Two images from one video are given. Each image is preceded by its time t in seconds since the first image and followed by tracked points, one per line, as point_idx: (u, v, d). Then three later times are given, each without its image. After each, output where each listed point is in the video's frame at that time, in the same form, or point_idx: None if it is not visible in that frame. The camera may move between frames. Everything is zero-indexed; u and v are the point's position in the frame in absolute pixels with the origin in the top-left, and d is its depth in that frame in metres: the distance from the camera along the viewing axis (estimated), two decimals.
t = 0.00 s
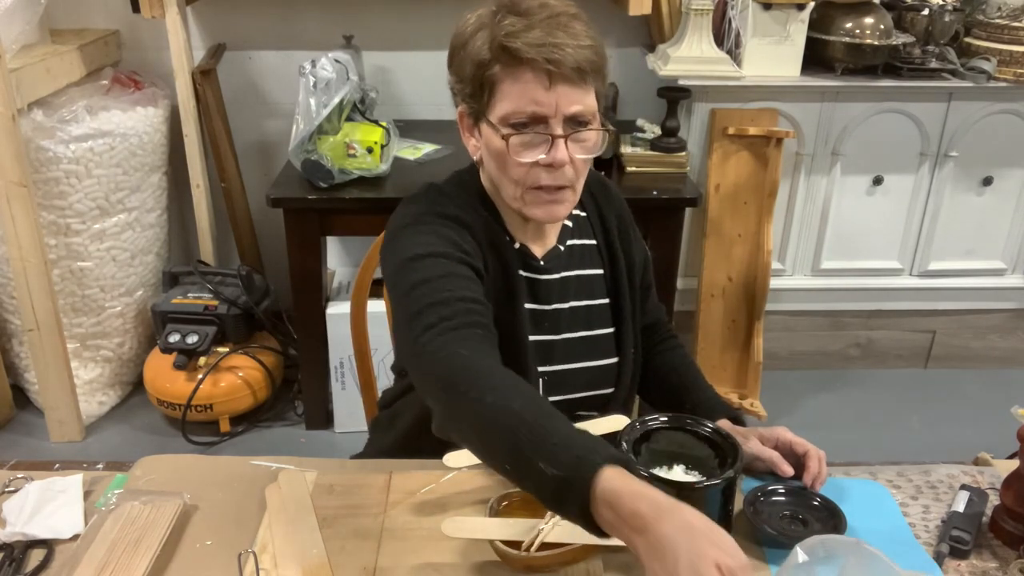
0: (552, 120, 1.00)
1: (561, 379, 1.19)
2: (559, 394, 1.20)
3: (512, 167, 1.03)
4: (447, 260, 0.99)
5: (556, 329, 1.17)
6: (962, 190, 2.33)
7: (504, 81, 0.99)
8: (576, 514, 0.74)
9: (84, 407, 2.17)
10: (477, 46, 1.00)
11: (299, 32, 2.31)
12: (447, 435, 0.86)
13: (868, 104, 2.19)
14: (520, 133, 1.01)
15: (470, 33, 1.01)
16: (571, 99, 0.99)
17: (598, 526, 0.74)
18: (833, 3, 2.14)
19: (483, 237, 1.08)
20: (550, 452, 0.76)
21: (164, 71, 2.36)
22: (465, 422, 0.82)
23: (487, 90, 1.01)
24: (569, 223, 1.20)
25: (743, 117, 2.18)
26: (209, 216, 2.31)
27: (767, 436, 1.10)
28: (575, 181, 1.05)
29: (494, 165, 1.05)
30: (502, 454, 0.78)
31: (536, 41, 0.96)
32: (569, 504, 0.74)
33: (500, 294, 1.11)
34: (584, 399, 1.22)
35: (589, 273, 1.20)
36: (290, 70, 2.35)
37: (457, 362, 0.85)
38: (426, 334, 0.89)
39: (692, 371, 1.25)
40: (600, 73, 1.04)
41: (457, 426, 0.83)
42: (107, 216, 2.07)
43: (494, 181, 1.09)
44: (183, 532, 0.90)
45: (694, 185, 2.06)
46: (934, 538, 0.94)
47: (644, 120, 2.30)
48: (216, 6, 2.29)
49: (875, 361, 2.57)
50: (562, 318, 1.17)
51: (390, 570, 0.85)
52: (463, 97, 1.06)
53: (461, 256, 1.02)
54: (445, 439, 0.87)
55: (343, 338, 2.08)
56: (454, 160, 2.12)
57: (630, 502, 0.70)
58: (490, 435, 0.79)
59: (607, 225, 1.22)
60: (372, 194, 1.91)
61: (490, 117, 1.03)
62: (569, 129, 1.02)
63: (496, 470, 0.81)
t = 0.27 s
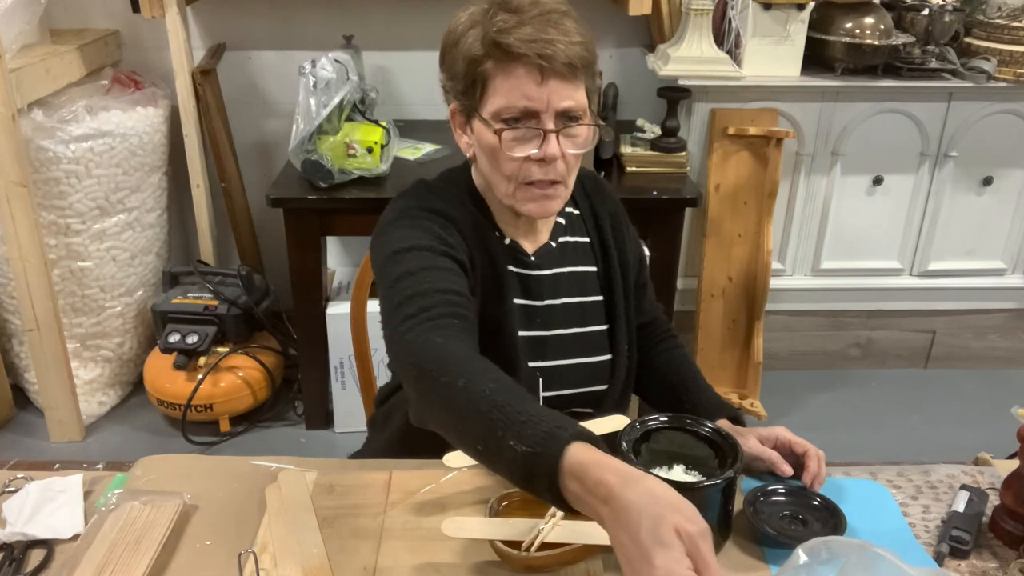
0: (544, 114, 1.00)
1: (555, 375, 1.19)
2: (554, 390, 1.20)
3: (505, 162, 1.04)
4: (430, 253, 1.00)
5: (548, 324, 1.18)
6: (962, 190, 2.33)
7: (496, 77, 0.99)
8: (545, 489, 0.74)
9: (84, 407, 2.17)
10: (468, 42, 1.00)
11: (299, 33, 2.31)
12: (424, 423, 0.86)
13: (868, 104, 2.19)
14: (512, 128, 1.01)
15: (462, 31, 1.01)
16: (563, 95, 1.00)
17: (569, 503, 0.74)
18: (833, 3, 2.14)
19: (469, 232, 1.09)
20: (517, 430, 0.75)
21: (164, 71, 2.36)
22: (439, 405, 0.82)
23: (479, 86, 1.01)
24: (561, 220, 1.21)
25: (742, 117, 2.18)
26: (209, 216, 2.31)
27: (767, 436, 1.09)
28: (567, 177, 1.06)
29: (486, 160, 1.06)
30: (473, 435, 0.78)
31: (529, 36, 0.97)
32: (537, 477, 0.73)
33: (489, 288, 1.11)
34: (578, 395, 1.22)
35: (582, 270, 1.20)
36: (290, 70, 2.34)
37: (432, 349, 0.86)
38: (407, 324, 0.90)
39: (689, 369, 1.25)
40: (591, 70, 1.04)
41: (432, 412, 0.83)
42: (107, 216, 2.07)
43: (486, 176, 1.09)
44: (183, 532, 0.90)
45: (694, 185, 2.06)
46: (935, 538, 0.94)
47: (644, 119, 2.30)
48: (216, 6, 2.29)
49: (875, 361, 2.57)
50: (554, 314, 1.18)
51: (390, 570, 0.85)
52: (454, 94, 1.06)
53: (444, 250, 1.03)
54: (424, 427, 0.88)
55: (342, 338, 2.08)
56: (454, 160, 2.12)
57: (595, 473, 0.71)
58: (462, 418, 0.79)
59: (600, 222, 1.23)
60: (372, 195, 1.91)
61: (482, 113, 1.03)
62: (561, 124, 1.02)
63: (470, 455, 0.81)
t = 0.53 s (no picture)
0: (538, 108, 1.00)
1: (553, 373, 1.19)
2: (551, 388, 1.20)
3: (500, 156, 1.03)
4: (424, 251, 1.01)
5: (545, 322, 1.18)
6: (962, 190, 2.33)
7: (491, 70, 0.99)
8: (532, 482, 0.74)
9: (84, 407, 2.17)
10: (464, 37, 1.00)
11: (299, 33, 2.31)
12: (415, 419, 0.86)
13: (868, 104, 2.19)
14: (507, 121, 1.01)
15: (458, 27, 1.02)
16: (557, 88, 1.00)
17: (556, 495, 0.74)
18: (833, 3, 2.14)
19: (464, 230, 1.09)
20: (504, 425, 0.76)
21: (164, 71, 2.36)
22: (429, 401, 0.82)
23: (474, 80, 1.02)
24: (558, 218, 1.21)
25: (742, 117, 2.18)
26: (208, 216, 2.31)
27: (767, 436, 1.09)
28: (562, 171, 1.05)
29: (481, 155, 1.06)
30: (462, 431, 0.78)
31: (523, 30, 0.97)
32: (524, 471, 0.74)
33: (484, 285, 1.11)
34: (576, 393, 1.22)
35: (580, 268, 1.20)
36: (290, 70, 2.35)
37: (423, 346, 0.86)
38: (400, 322, 0.90)
39: (688, 368, 1.25)
40: (586, 66, 1.04)
41: (423, 410, 0.84)
42: (107, 215, 2.07)
43: (482, 172, 1.09)
44: (183, 532, 0.90)
45: (694, 185, 2.06)
46: (934, 539, 0.94)
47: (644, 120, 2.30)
48: (216, 6, 2.28)
49: (875, 361, 2.57)
50: (551, 311, 1.18)
51: (390, 570, 0.85)
52: (452, 91, 1.06)
53: (439, 248, 1.03)
54: (415, 424, 0.88)
55: (342, 338, 2.08)
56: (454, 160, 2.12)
57: (577, 463, 0.71)
58: (452, 414, 0.80)
59: (597, 220, 1.23)
60: (372, 195, 1.91)
61: (478, 107, 1.03)
62: (555, 118, 1.02)
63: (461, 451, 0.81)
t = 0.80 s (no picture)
0: (542, 105, 1.00)
1: (553, 373, 1.19)
2: (552, 388, 1.20)
3: (503, 153, 1.03)
4: (423, 251, 1.01)
5: (545, 322, 1.18)
6: (963, 190, 2.33)
7: (496, 67, 0.99)
8: (526, 482, 0.74)
9: (84, 407, 2.17)
10: (468, 35, 1.00)
11: (299, 33, 2.31)
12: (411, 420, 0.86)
13: (868, 104, 2.19)
14: (511, 118, 1.01)
15: (461, 25, 1.02)
16: (562, 85, 1.00)
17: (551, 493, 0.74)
18: (833, 3, 2.14)
19: (463, 231, 1.09)
20: (498, 425, 0.76)
21: (164, 71, 2.36)
22: (425, 402, 0.82)
23: (478, 77, 1.01)
24: (558, 218, 1.21)
25: (743, 117, 2.18)
26: (209, 216, 2.31)
27: (767, 436, 1.09)
28: (565, 168, 1.05)
29: (484, 153, 1.05)
30: (457, 432, 0.79)
31: (529, 27, 0.97)
32: (518, 472, 0.74)
33: (484, 285, 1.12)
34: (576, 393, 1.22)
35: (580, 268, 1.20)
36: (290, 70, 2.34)
37: (419, 346, 0.86)
38: (397, 323, 0.90)
39: (688, 368, 1.25)
40: (589, 64, 1.04)
41: (419, 410, 0.84)
42: (107, 215, 2.07)
43: (484, 170, 1.09)
44: (183, 532, 0.90)
45: (694, 185, 2.06)
46: (934, 539, 0.94)
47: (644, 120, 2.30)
48: (216, 5, 2.28)
49: (875, 361, 2.57)
50: (552, 311, 1.18)
51: (390, 570, 0.85)
52: (454, 89, 1.06)
53: (437, 249, 1.03)
54: (412, 424, 0.88)
55: (342, 338, 2.08)
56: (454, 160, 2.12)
57: (569, 462, 0.71)
58: (447, 414, 0.80)
59: (597, 220, 1.23)
60: (372, 195, 1.91)
61: (482, 104, 1.03)
62: (559, 115, 1.02)
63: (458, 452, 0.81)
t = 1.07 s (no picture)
0: (545, 105, 1.00)
1: (553, 373, 1.19)
2: (551, 388, 1.20)
3: (505, 153, 1.03)
4: (422, 250, 1.01)
5: (545, 322, 1.18)
6: (963, 190, 2.33)
7: (498, 67, 0.99)
8: (521, 476, 0.74)
9: (84, 407, 2.17)
10: (470, 34, 1.00)
11: (299, 33, 2.31)
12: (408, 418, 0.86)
13: (867, 104, 2.19)
14: (513, 118, 1.01)
15: (463, 25, 1.01)
16: (564, 85, 1.00)
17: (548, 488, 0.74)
18: (833, 3, 2.14)
19: (462, 230, 1.09)
20: (494, 419, 0.76)
21: (164, 71, 2.36)
22: (421, 398, 0.82)
23: (480, 77, 1.01)
24: (559, 218, 1.21)
25: (743, 118, 2.18)
26: (209, 216, 2.31)
27: (767, 436, 1.10)
28: (566, 168, 1.05)
29: (486, 152, 1.05)
30: (453, 428, 0.79)
31: (532, 27, 0.97)
32: (513, 466, 0.74)
33: (483, 284, 1.12)
34: (575, 393, 1.22)
35: (581, 268, 1.20)
36: (290, 70, 2.34)
37: (417, 344, 0.86)
38: (395, 321, 0.91)
39: (688, 368, 1.25)
40: (591, 65, 1.05)
41: (416, 408, 0.84)
42: (107, 215, 2.07)
43: (485, 170, 1.09)
44: (183, 532, 0.90)
45: (694, 185, 2.06)
46: (934, 538, 0.94)
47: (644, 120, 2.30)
48: (216, 5, 2.28)
49: (875, 361, 2.57)
50: (552, 311, 1.18)
51: (390, 570, 0.85)
52: (456, 88, 1.06)
53: (436, 247, 1.03)
54: (410, 423, 0.88)
55: (342, 338, 2.08)
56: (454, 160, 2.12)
57: (564, 455, 0.71)
58: (443, 411, 0.80)
59: (597, 220, 1.23)
60: (372, 195, 1.91)
61: (484, 104, 1.03)
62: (561, 115, 1.02)
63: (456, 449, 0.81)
